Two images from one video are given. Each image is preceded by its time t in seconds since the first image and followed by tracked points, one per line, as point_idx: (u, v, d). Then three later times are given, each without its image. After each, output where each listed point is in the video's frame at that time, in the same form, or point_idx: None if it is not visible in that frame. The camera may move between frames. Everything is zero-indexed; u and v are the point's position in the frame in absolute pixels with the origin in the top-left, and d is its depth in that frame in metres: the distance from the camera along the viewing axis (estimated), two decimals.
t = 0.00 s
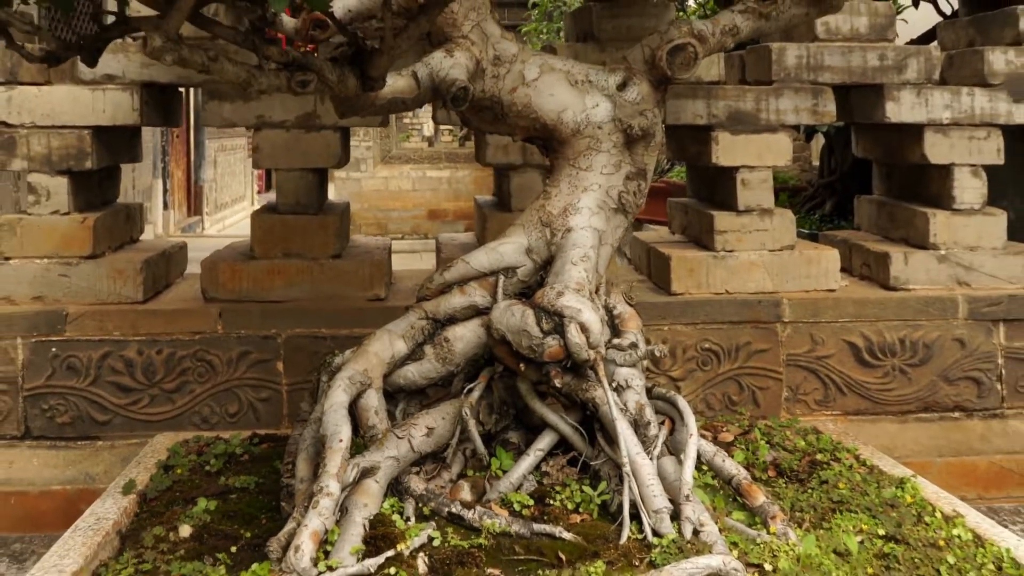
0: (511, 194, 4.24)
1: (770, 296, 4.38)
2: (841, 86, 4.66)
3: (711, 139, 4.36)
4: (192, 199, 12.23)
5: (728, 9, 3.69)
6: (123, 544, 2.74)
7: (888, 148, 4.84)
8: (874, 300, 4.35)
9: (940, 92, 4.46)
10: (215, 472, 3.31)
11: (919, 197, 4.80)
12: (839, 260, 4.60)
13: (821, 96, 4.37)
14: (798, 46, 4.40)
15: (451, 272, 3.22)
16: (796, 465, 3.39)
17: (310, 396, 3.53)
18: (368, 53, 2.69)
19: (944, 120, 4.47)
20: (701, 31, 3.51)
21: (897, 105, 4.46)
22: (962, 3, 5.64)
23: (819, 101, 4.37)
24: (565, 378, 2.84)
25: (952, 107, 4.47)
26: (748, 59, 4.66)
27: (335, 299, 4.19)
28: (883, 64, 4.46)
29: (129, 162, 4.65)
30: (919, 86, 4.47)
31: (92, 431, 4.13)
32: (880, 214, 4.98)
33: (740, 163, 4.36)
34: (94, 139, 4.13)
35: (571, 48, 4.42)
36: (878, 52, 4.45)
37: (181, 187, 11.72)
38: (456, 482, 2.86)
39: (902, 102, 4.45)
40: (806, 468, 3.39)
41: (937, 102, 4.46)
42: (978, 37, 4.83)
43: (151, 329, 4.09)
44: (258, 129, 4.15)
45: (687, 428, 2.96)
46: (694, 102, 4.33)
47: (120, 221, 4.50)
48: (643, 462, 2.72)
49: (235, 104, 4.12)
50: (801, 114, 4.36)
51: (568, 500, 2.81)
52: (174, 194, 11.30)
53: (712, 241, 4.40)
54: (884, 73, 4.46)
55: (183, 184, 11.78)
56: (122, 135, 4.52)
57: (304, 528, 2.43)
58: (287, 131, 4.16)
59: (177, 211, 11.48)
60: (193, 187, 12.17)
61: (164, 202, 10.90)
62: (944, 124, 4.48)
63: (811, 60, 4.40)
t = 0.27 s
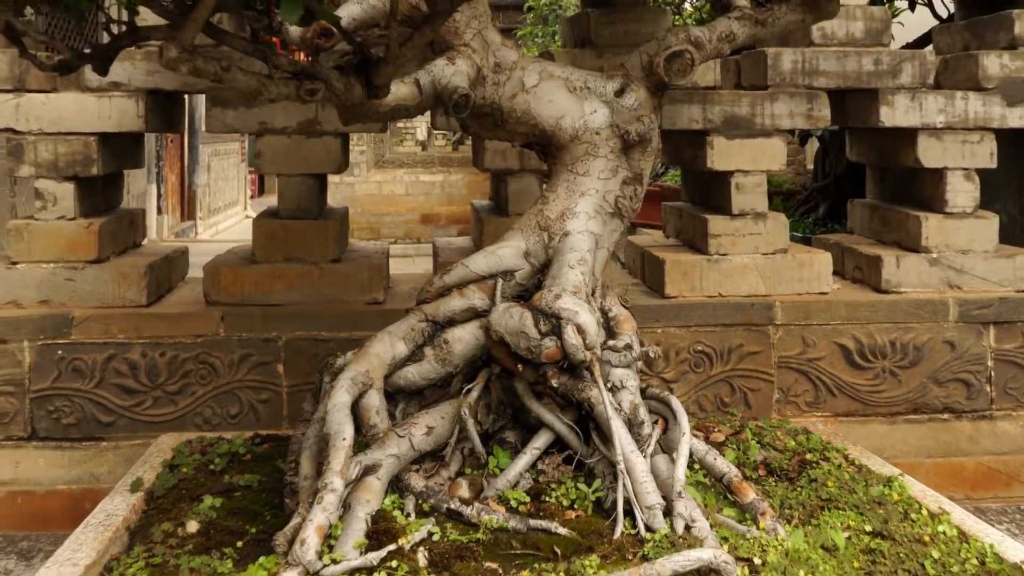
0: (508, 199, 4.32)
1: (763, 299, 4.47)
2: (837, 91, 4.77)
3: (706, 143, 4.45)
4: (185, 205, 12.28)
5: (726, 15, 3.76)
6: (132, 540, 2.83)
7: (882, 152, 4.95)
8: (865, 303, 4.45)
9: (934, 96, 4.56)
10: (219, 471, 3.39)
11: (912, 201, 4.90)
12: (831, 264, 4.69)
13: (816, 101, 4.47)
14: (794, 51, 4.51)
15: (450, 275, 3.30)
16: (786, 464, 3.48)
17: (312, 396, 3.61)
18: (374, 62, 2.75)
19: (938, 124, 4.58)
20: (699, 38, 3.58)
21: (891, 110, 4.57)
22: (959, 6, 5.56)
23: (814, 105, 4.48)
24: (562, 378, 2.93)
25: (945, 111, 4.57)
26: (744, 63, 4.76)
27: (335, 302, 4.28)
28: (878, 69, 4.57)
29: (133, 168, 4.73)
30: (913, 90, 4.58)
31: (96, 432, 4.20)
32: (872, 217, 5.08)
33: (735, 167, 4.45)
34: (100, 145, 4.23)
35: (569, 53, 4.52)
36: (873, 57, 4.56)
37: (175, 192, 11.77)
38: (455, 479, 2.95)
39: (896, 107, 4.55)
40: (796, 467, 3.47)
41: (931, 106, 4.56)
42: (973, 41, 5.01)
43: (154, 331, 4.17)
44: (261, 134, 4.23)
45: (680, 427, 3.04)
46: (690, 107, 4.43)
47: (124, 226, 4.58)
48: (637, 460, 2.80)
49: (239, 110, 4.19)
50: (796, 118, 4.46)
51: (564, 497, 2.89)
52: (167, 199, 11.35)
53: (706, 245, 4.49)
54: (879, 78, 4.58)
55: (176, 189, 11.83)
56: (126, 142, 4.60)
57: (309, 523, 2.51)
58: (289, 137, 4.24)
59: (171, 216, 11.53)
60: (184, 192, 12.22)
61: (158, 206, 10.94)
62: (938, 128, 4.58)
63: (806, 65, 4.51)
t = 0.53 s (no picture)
0: (506, 204, 4.41)
1: (756, 301, 4.56)
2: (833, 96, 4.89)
3: (701, 148, 4.55)
4: (177, 208, 12.25)
5: (724, 23, 3.85)
6: (141, 535, 2.93)
7: (877, 156, 5.05)
8: (857, 305, 4.54)
9: (929, 101, 4.68)
10: (223, 469, 3.47)
11: (906, 204, 5.00)
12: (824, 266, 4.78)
13: (812, 106, 4.58)
14: (790, 56, 4.63)
15: (450, 279, 3.40)
16: (776, 463, 3.57)
17: (314, 397, 3.69)
18: (378, 73, 2.85)
19: (933, 128, 4.69)
20: (696, 46, 3.66)
21: (886, 114, 4.69)
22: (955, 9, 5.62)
23: (810, 110, 4.58)
24: (558, 379, 3.04)
25: (940, 115, 4.69)
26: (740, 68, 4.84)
27: (336, 305, 4.36)
28: (873, 74, 4.67)
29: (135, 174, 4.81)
30: (908, 95, 4.70)
31: (100, 433, 4.27)
32: (866, 220, 5.17)
33: (730, 172, 4.55)
34: (103, 152, 4.31)
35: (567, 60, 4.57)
36: (868, 62, 4.67)
37: (167, 194, 11.76)
38: (454, 477, 3.04)
39: (892, 111, 4.67)
40: (786, 465, 3.56)
41: (926, 111, 4.68)
42: (969, 45, 5.11)
43: (158, 334, 4.25)
44: (262, 141, 4.30)
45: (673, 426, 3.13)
46: (686, 113, 4.52)
47: (127, 231, 4.65)
48: (632, 458, 2.89)
49: (241, 117, 4.26)
50: (791, 123, 4.56)
51: (560, 494, 2.99)
52: (158, 201, 11.33)
53: (700, 248, 4.58)
54: (874, 82, 4.68)
55: (168, 191, 11.82)
56: (129, 148, 4.68)
57: (315, 518, 2.61)
58: (291, 143, 4.32)
59: (163, 218, 11.53)
60: (177, 194, 12.19)
61: (149, 209, 10.94)
62: (932, 132, 4.70)
63: (803, 71, 4.63)
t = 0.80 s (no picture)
0: (503, 209, 4.51)
1: (748, 304, 4.67)
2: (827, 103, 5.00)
3: (696, 155, 4.65)
4: (172, 210, 12.23)
5: (718, 34, 3.94)
6: (152, 530, 3.05)
7: (869, 162, 5.15)
8: (847, 307, 4.65)
9: (921, 107, 4.79)
10: (228, 467, 3.58)
11: (898, 209, 5.10)
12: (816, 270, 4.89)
13: (805, 113, 4.71)
14: (784, 65, 4.74)
15: (450, 284, 3.51)
16: (766, 461, 3.67)
17: (318, 398, 3.79)
18: (382, 86, 2.98)
19: (925, 134, 4.81)
20: (691, 56, 3.77)
21: (879, 121, 4.81)
22: (950, 17, 5.64)
23: (803, 117, 4.71)
24: (555, 381, 3.15)
25: (932, 121, 4.80)
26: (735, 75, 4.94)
27: (337, 309, 4.45)
28: (867, 81, 4.82)
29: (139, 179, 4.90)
30: (901, 102, 4.82)
31: (106, 433, 4.37)
32: (858, 225, 5.27)
33: (725, 178, 4.66)
34: (108, 159, 4.40)
35: (565, 69, 4.66)
36: (862, 70, 4.81)
37: (161, 197, 11.75)
38: (453, 475, 3.15)
39: (884, 117, 4.80)
40: (776, 464, 3.67)
41: (918, 117, 4.80)
42: (962, 52, 5.21)
43: (162, 337, 4.35)
44: (265, 149, 4.39)
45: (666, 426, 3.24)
46: (681, 120, 4.63)
47: (130, 236, 4.74)
48: (625, 456, 3.00)
49: (243, 126, 4.34)
50: (784, 130, 4.68)
51: (556, 490, 3.10)
52: (154, 204, 11.32)
53: (694, 253, 4.68)
54: (868, 90, 4.82)
55: (163, 194, 11.80)
56: (133, 154, 4.77)
57: (320, 514, 2.72)
58: (293, 151, 4.41)
59: (158, 220, 11.51)
60: (172, 196, 12.17)
61: (144, 211, 10.93)
62: (924, 138, 4.81)
63: (797, 79, 4.77)
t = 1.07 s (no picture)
0: (501, 213, 4.60)
1: (742, 307, 4.76)
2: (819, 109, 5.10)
3: (691, 160, 4.74)
4: (168, 210, 12.25)
5: (712, 44, 4.03)
6: (160, 527, 3.14)
7: (860, 167, 5.25)
8: (839, 310, 4.74)
9: (911, 114, 4.89)
10: (233, 467, 3.67)
11: (889, 213, 5.19)
12: (809, 273, 4.98)
13: (797, 119, 4.79)
14: (777, 72, 4.87)
15: (449, 287, 3.60)
16: (758, 461, 3.77)
17: (320, 399, 3.88)
18: (384, 96, 3.11)
19: (915, 140, 4.90)
20: (685, 66, 3.89)
21: (870, 127, 4.90)
22: (939, 24, 5.69)
23: (795, 123, 4.79)
24: (552, 382, 3.24)
25: (922, 127, 4.90)
26: (729, 82, 5.04)
27: (339, 311, 4.54)
28: (858, 88, 4.92)
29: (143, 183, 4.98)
30: (891, 108, 4.91)
31: (111, 433, 4.46)
32: (850, 228, 5.36)
33: (718, 183, 4.74)
34: (114, 164, 4.48)
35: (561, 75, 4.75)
36: (853, 77, 4.92)
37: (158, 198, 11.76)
38: (453, 474, 3.24)
39: (875, 123, 4.89)
40: (767, 463, 3.76)
41: (908, 123, 4.89)
42: (952, 59, 5.28)
43: (167, 339, 4.43)
44: (267, 154, 4.47)
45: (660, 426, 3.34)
46: (676, 126, 4.72)
47: (135, 239, 4.83)
48: (620, 455, 3.09)
49: (246, 131, 4.42)
50: (777, 136, 4.77)
51: (552, 489, 3.19)
52: (151, 204, 11.32)
53: (688, 256, 4.78)
54: (858, 96, 4.92)
55: (159, 195, 11.80)
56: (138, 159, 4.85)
57: (324, 511, 2.81)
58: (294, 156, 4.50)
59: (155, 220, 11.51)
60: (169, 197, 12.19)
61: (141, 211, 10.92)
62: (914, 143, 4.91)
63: (789, 85, 4.88)
